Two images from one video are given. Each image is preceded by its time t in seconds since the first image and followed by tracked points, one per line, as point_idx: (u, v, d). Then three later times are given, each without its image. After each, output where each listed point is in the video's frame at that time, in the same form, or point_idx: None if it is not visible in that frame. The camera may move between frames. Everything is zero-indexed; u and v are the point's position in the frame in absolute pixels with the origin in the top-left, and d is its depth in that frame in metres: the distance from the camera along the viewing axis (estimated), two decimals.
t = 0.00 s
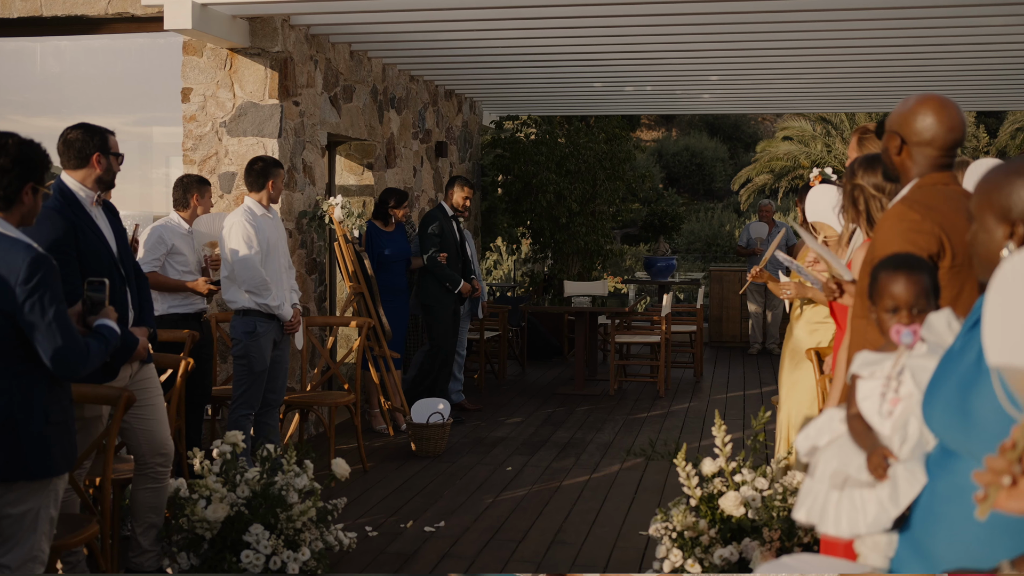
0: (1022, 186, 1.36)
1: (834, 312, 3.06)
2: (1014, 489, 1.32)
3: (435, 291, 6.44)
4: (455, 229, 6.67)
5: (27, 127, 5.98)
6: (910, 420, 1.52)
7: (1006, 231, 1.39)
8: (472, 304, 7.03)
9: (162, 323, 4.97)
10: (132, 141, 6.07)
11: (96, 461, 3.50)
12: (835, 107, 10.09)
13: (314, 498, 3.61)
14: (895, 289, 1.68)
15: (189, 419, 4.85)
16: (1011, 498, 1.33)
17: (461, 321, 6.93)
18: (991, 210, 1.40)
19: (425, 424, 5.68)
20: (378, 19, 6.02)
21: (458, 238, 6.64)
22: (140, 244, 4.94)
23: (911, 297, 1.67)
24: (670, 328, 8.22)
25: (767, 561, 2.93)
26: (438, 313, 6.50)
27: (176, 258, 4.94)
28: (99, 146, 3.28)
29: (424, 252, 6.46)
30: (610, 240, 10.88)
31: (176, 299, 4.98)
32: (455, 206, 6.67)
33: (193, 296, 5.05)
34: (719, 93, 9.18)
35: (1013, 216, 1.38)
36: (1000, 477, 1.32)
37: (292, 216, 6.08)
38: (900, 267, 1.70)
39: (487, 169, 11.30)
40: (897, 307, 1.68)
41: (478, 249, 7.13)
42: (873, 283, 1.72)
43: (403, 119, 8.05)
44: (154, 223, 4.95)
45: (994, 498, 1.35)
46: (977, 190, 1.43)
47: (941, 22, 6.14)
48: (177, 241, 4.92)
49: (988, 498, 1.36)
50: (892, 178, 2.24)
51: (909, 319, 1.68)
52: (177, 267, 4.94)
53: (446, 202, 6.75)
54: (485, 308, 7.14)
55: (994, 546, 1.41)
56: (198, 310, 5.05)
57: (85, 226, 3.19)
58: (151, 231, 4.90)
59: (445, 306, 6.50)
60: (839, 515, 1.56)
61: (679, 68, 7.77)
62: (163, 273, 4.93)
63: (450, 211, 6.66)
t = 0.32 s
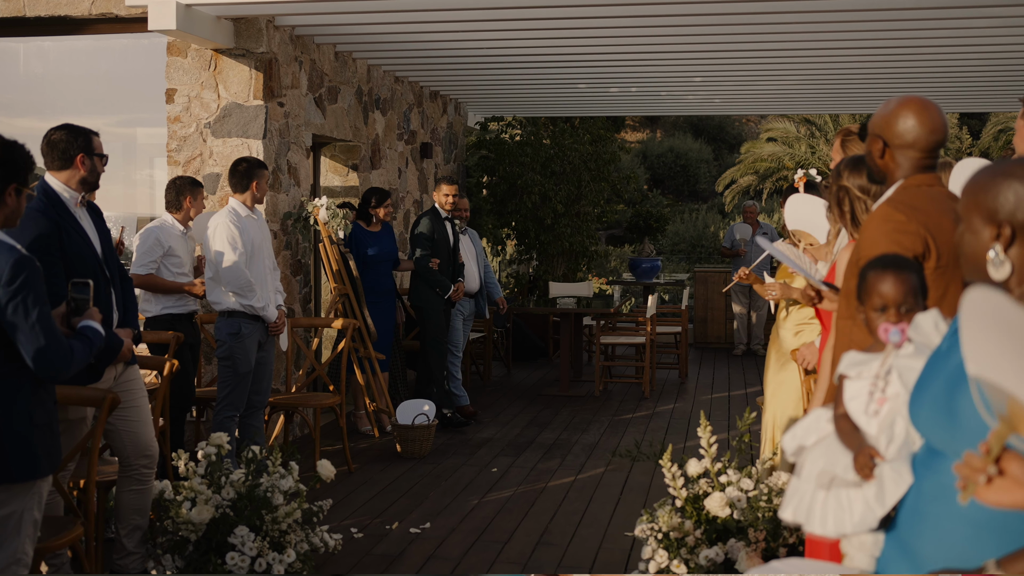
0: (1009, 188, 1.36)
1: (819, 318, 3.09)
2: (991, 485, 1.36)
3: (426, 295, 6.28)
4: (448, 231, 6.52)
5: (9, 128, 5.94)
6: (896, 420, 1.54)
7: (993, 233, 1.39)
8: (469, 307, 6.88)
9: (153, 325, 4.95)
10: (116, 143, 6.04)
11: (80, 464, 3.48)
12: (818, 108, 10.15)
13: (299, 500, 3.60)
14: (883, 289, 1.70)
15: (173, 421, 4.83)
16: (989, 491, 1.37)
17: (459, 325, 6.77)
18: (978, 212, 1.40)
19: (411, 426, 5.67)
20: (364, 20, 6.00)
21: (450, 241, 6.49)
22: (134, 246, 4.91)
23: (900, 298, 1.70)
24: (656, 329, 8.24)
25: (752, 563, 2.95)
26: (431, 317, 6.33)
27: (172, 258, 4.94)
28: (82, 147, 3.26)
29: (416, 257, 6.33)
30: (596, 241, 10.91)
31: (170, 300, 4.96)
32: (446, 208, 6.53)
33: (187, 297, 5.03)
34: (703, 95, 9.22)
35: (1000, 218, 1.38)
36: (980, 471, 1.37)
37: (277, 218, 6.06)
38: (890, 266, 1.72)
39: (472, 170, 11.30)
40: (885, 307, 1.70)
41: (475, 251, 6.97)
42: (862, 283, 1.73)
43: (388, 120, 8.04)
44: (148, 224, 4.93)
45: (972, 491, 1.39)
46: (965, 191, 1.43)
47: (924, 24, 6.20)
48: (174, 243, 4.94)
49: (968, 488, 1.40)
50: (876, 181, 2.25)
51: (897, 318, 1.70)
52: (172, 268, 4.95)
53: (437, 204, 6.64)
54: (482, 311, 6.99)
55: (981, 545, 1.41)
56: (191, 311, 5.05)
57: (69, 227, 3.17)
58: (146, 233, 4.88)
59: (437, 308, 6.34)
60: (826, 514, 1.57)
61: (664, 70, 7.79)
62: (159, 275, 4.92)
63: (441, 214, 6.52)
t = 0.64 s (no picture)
0: (1013, 192, 1.35)
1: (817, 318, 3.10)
2: (990, 485, 1.28)
3: (443, 304, 6.24)
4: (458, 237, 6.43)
5: (8, 132, 5.95)
6: (895, 425, 1.53)
7: (994, 234, 1.38)
8: (489, 317, 6.72)
9: (163, 331, 4.95)
10: (115, 147, 6.04)
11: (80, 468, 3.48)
12: (816, 113, 10.16)
13: (299, 504, 3.59)
14: (883, 294, 1.71)
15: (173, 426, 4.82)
16: (987, 492, 1.29)
17: (478, 335, 6.64)
18: (982, 213, 1.39)
19: (410, 430, 5.67)
20: (363, 24, 6.01)
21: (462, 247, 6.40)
22: (144, 250, 4.88)
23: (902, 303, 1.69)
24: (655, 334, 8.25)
25: (752, 567, 2.92)
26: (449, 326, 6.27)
27: (182, 263, 4.96)
28: (81, 152, 3.25)
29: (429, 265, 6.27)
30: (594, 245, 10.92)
31: (179, 304, 4.97)
32: (453, 214, 6.45)
33: (193, 302, 5.05)
34: (702, 99, 9.23)
35: (1002, 219, 1.37)
36: (977, 471, 1.28)
37: (276, 222, 6.07)
38: (893, 271, 1.72)
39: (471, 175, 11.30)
40: (885, 311, 1.70)
41: (491, 257, 6.86)
42: (863, 287, 1.74)
43: (387, 125, 8.04)
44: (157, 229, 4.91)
45: (970, 494, 1.31)
46: (968, 193, 1.42)
47: (922, 29, 6.21)
48: (185, 248, 4.95)
49: (965, 496, 1.32)
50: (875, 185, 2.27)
51: (897, 323, 1.70)
52: (182, 272, 4.97)
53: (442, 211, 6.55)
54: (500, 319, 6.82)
55: (981, 549, 1.36)
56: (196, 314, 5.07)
57: (68, 232, 3.17)
58: (159, 238, 4.86)
59: (453, 316, 6.28)
60: (826, 519, 1.56)
61: (662, 74, 7.81)
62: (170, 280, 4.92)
63: (449, 220, 6.43)
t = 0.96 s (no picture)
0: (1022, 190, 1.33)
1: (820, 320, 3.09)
2: (989, 487, 1.28)
3: (453, 306, 6.25)
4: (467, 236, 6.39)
5: (8, 133, 5.95)
6: (895, 426, 1.53)
7: (1000, 227, 1.35)
8: (505, 318, 6.70)
9: (168, 331, 4.95)
10: (116, 148, 6.04)
11: (81, 469, 3.47)
12: (817, 114, 10.16)
13: (300, 506, 3.59)
14: (872, 303, 1.66)
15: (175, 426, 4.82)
16: (987, 495, 1.28)
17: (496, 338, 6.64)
18: (988, 207, 1.37)
19: (411, 431, 5.67)
20: (364, 26, 6.01)
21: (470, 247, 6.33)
22: (153, 252, 4.87)
23: (891, 310, 1.65)
24: (655, 335, 8.25)
25: (752, 568, 2.91)
26: (457, 328, 6.27)
27: (189, 264, 4.96)
28: (82, 153, 3.26)
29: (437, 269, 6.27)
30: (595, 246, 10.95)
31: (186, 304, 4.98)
32: (462, 212, 6.41)
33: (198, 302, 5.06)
34: (703, 100, 9.23)
35: (1009, 214, 1.35)
36: (976, 473, 1.29)
37: (277, 223, 6.07)
38: (884, 278, 1.67)
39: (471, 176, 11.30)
40: (871, 322, 1.66)
41: (507, 257, 6.75)
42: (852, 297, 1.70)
43: (388, 126, 8.04)
44: (166, 230, 4.90)
45: (969, 495, 1.30)
46: (974, 189, 1.40)
47: (923, 30, 6.21)
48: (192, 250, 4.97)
49: (966, 491, 1.32)
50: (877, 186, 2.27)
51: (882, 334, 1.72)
52: (190, 274, 4.98)
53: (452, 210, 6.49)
54: (522, 318, 6.79)
55: (980, 551, 1.35)
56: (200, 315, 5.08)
57: (69, 233, 3.16)
58: (169, 241, 4.86)
59: (464, 318, 6.28)
60: (828, 522, 1.57)
61: (663, 75, 7.81)
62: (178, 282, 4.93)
63: (457, 219, 6.37)
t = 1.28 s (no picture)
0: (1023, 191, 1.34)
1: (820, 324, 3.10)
2: (994, 480, 1.28)
3: (455, 309, 6.27)
4: (476, 240, 6.30)
5: (8, 134, 5.96)
6: (894, 429, 1.51)
7: (1000, 226, 1.36)
8: (518, 323, 6.63)
9: (169, 335, 4.96)
10: (116, 150, 6.04)
11: (82, 471, 3.47)
12: (817, 116, 10.17)
13: (300, 507, 3.60)
14: (863, 309, 1.65)
15: (175, 428, 4.83)
16: (990, 489, 1.28)
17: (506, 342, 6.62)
18: (989, 207, 1.37)
19: (411, 433, 5.67)
20: (364, 28, 6.02)
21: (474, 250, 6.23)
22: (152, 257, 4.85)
23: (882, 315, 1.64)
24: (656, 336, 8.25)
25: (752, 569, 2.92)
26: (459, 332, 6.27)
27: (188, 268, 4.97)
28: (82, 155, 3.27)
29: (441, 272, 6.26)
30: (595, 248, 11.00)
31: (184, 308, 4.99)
32: (472, 215, 6.28)
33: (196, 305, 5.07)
34: (703, 102, 9.24)
35: (1011, 214, 1.35)
36: (982, 464, 1.27)
37: (277, 225, 6.07)
38: (873, 283, 1.66)
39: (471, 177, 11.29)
40: (862, 329, 1.66)
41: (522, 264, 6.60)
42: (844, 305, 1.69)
43: (388, 127, 8.05)
44: (163, 234, 4.88)
45: (972, 491, 1.30)
46: (974, 190, 1.41)
47: (923, 32, 6.22)
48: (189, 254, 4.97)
49: (965, 491, 1.31)
50: (877, 188, 2.27)
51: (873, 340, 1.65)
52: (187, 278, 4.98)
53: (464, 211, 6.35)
54: (537, 326, 6.66)
55: (982, 551, 1.36)
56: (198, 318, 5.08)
57: (70, 235, 3.16)
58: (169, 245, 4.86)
59: (466, 321, 6.27)
60: (828, 525, 1.56)
61: (663, 77, 7.82)
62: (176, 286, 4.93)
63: (467, 222, 6.29)
